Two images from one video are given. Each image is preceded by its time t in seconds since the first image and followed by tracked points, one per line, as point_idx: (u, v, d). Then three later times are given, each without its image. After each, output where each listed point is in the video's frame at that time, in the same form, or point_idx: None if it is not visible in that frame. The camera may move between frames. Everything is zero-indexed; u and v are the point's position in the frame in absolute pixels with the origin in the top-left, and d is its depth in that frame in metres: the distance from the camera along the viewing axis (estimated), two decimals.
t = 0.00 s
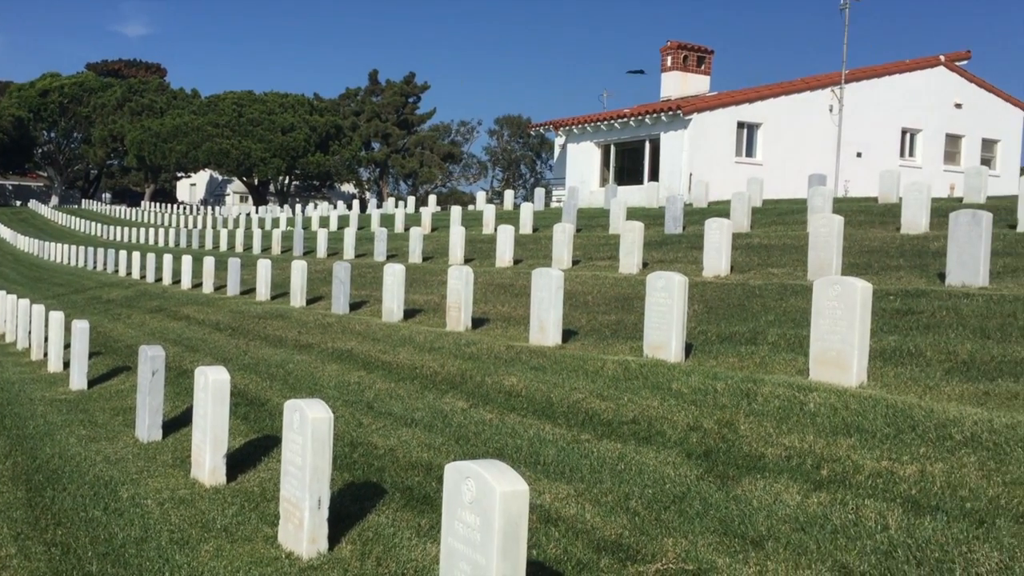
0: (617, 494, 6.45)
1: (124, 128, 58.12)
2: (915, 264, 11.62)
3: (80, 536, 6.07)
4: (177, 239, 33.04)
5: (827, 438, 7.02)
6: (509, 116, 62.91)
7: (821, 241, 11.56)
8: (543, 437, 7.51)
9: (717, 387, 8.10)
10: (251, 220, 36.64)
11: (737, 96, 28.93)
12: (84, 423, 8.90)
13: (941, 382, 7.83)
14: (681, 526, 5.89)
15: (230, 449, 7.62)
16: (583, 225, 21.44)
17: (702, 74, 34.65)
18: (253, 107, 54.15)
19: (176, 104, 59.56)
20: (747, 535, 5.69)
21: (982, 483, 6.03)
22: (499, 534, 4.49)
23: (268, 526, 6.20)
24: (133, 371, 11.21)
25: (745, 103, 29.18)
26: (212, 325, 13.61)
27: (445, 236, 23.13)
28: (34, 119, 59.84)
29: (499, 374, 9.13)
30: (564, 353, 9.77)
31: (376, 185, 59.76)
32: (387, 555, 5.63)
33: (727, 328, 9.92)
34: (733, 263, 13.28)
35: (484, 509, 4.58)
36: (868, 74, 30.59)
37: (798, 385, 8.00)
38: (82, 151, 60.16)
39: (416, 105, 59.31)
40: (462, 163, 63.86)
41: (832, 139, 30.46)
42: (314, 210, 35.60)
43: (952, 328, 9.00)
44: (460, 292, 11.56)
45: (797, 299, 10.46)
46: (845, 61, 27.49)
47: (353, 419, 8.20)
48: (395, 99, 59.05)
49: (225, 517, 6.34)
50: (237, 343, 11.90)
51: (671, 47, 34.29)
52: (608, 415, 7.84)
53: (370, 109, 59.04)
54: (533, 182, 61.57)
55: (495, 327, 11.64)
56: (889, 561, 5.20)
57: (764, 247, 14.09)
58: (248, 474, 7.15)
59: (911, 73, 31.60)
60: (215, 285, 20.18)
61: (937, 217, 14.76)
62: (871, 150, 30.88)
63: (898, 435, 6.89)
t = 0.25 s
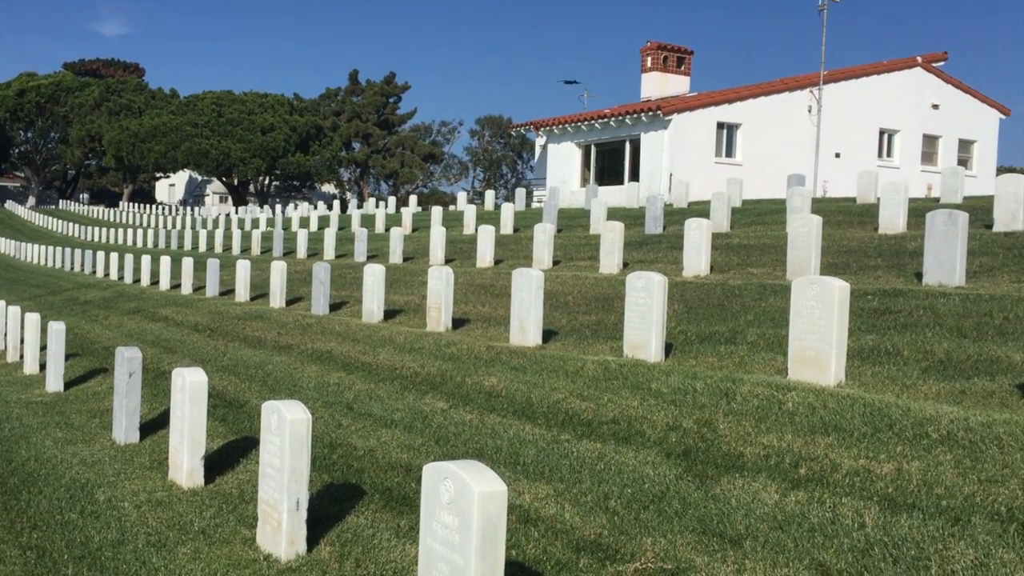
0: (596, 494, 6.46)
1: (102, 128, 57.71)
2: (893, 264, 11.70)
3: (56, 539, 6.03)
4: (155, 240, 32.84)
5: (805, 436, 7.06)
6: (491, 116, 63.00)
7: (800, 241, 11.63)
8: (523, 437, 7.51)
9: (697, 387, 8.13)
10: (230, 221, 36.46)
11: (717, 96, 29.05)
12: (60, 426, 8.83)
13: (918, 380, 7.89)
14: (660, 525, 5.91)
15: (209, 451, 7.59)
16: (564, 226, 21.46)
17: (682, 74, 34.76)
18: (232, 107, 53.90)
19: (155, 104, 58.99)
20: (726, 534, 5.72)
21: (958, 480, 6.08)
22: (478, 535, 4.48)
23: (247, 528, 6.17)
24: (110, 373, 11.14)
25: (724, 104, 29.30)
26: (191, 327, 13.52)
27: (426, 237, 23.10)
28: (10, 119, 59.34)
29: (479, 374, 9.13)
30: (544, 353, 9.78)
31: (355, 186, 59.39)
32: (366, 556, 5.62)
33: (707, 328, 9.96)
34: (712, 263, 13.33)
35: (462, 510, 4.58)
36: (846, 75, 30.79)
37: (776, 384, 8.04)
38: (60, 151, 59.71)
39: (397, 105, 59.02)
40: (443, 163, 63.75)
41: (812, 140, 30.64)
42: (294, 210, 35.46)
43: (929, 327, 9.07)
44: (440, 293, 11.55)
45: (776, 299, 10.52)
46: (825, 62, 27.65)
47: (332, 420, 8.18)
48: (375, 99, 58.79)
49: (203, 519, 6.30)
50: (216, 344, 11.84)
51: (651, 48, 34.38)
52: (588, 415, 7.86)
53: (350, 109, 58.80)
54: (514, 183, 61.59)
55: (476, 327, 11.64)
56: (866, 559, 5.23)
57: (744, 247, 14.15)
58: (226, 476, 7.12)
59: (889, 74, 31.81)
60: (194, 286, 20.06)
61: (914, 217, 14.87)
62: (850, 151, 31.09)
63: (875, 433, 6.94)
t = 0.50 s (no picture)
0: (578, 494, 6.46)
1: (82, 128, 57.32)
2: (874, 264, 11.78)
3: (34, 542, 5.98)
4: (136, 241, 32.64)
5: (786, 436, 7.09)
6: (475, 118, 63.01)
7: (782, 242, 11.69)
8: (506, 438, 7.52)
9: (679, 387, 8.16)
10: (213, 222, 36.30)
11: (700, 98, 29.15)
12: (39, 428, 8.76)
13: (899, 380, 7.93)
14: (642, 525, 5.92)
15: (190, 453, 7.55)
16: (547, 226, 21.48)
17: (665, 75, 34.87)
18: (214, 107, 53.69)
19: (136, 104, 58.29)
20: (707, 534, 5.74)
21: (937, 479, 6.13)
22: (459, 537, 4.47)
23: (228, 531, 6.14)
24: (90, 375, 11.06)
25: (707, 105, 29.40)
26: (172, 328, 13.45)
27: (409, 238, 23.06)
28: None
29: (462, 375, 9.12)
30: (528, 354, 9.79)
31: (338, 187, 58.94)
32: (348, 558, 5.61)
33: (689, 329, 9.99)
34: (695, 264, 13.38)
35: (443, 511, 4.57)
36: (828, 76, 30.96)
37: (758, 384, 8.07)
38: (40, 151, 59.28)
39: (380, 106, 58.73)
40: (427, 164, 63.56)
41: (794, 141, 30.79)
42: (277, 211, 35.32)
43: (909, 327, 9.13)
44: (423, 294, 11.54)
45: (758, 299, 10.56)
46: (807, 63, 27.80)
47: (315, 421, 8.16)
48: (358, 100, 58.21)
49: (184, 521, 6.27)
50: (197, 346, 11.78)
51: (633, 49, 34.45)
52: (571, 415, 7.87)
53: (333, 111, 58.28)
54: (497, 184, 61.57)
55: (459, 328, 11.63)
56: (847, 558, 5.26)
57: (726, 248, 14.20)
58: (208, 478, 7.09)
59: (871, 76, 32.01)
60: (176, 287, 19.95)
61: (895, 218, 14.97)
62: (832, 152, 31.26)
63: (856, 433, 6.98)
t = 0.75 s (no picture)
0: (558, 496, 6.47)
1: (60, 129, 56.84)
2: (852, 267, 11.86)
3: (9, 547, 5.93)
4: (114, 243, 32.39)
5: (764, 438, 7.13)
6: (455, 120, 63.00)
7: (761, 244, 11.76)
8: (485, 441, 7.52)
9: (659, 389, 8.20)
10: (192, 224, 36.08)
11: (680, 100, 29.26)
12: (15, 432, 8.68)
13: (876, 382, 7.99)
14: (622, 527, 5.93)
15: (167, 457, 7.51)
16: (528, 229, 21.49)
17: (646, 78, 35.00)
18: (193, 108, 53.33)
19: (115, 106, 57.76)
20: (686, 535, 5.76)
21: (913, 480, 6.17)
22: (438, 540, 4.46)
23: (206, 534, 6.11)
24: (67, 378, 10.97)
25: (687, 108, 29.52)
26: (151, 331, 13.37)
27: (390, 240, 23.01)
28: None
29: (442, 378, 9.11)
30: (508, 356, 9.79)
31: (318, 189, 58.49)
32: (327, 561, 5.60)
33: (669, 331, 10.02)
34: (675, 266, 13.43)
35: (423, 514, 4.56)
36: (806, 80, 31.17)
37: (737, 386, 8.12)
38: (17, 153, 58.76)
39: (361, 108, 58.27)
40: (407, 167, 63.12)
41: (773, 144, 30.98)
42: (257, 213, 35.15)
43: (887, 329, 9.20)
44: (403, 297, 11.52)
45: (737, 302, 10.61)
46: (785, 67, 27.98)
47: (294, 424, 8.12)
48: (339, 102, 57.60)
49: (161, 525, 6.23)
50: (176, 348, 11.71)
51: (614, 52, 34.53)
52: (551, 417, 7.88)
53: (313, 112, 57.70)
54: (478, 187, 61.53)
55: (439, 331, 11.62)
56: (824, 559, 5.29)
57: (706, 250, 14.27)
58: (185, 481, 7.05)
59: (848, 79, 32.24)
60: (155, 290, 19.81)
61: (872, 221, 15.08)
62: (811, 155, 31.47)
63: (833, 434, 7.02)
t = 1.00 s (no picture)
0: (537, 500, 6.47)
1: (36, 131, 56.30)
2: (829, 270, 11.95)
3: None
4: (90, 246, 32.11)
5: (742, 441, 7.17)
6: (434, 123, 63.13)
7: (738, 248, 11.83)
8: (464, 445, 7.51)
9: (637, 392, 8.23)
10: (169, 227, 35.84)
11: (659, 105, 29.39)
12: None
13: (852, 385, 8.05)
14: (600, 531, 5.95)
15: (143, 462, 7.46)
16: (508, 232, 21.50)
17: (625, 82, 35.12)
18: (171, 111, 52.48)
19: (91, 108, 57.28)
20: (664, 538, 5.77)
21: (889, 482, 6.23)
22: (415, 545, 4.45)
23: (182, 540, 6.07)
24: (41, 383, 10.87)
25: (665, 112, 29.65)
26: (127, 335, 13.26)
27: (369, 243, 22.95)
28: None
29: (421, 381, 9.11)
30: (487, 360, 9.79)
31: (297, 193, 57.84)
32: (304, 566, 5.58)
33: (648, 334, 10.06)
34: (654, 270, 13.48)
35: (400, 518, 4.55)
36: (784, 84, 31.38)
37: (715, 389, 8.16)
38: None
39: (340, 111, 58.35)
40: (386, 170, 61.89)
41: (751, 148, 31.17)
42: (235, 216, 34.95)
43: (863, 332, 9.28)
44: (382, 300, 11.51)
45: (715, 305, 10.67)
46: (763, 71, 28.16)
47: (271, 429, 8.09)
48: (317, 104, 57.57)
49: (137, 531, 6.19)
50: (153, 353, 11.63)
51: (593, 56, 34.63)
52: (530, 421, 7.89)
53: (292, 115, 57.96)
54: (459, 190, 61.47)
55: (419, 334, 11.61)
56: (801, 561, 5.32)
57: (685, 254, 14.33)
58: (162, 487, 7.01)
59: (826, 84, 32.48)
60: (132, 294, 19.65)
61: (849, 225, 15.20)
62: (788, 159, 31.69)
63: (810, 437, 7.07)
